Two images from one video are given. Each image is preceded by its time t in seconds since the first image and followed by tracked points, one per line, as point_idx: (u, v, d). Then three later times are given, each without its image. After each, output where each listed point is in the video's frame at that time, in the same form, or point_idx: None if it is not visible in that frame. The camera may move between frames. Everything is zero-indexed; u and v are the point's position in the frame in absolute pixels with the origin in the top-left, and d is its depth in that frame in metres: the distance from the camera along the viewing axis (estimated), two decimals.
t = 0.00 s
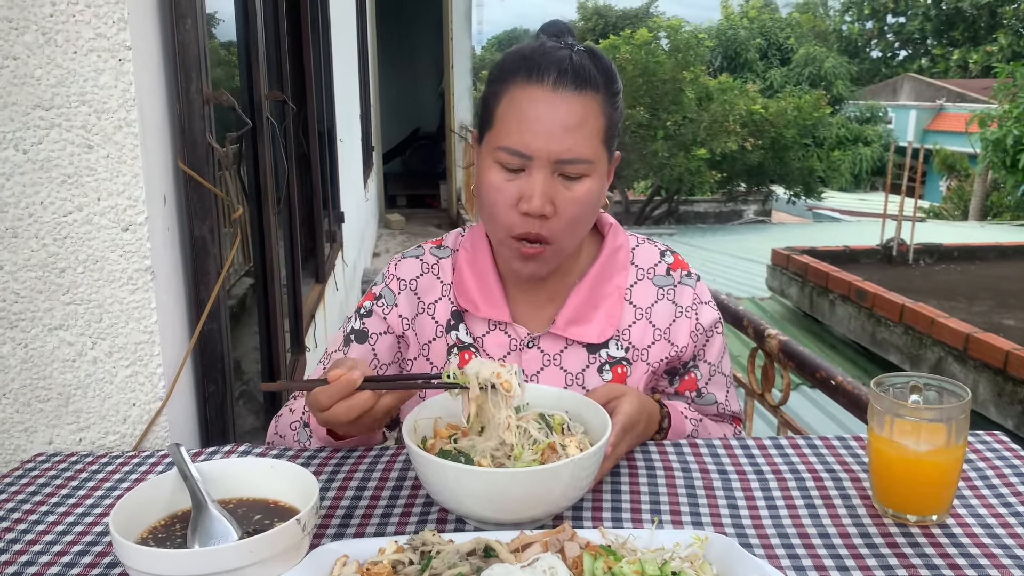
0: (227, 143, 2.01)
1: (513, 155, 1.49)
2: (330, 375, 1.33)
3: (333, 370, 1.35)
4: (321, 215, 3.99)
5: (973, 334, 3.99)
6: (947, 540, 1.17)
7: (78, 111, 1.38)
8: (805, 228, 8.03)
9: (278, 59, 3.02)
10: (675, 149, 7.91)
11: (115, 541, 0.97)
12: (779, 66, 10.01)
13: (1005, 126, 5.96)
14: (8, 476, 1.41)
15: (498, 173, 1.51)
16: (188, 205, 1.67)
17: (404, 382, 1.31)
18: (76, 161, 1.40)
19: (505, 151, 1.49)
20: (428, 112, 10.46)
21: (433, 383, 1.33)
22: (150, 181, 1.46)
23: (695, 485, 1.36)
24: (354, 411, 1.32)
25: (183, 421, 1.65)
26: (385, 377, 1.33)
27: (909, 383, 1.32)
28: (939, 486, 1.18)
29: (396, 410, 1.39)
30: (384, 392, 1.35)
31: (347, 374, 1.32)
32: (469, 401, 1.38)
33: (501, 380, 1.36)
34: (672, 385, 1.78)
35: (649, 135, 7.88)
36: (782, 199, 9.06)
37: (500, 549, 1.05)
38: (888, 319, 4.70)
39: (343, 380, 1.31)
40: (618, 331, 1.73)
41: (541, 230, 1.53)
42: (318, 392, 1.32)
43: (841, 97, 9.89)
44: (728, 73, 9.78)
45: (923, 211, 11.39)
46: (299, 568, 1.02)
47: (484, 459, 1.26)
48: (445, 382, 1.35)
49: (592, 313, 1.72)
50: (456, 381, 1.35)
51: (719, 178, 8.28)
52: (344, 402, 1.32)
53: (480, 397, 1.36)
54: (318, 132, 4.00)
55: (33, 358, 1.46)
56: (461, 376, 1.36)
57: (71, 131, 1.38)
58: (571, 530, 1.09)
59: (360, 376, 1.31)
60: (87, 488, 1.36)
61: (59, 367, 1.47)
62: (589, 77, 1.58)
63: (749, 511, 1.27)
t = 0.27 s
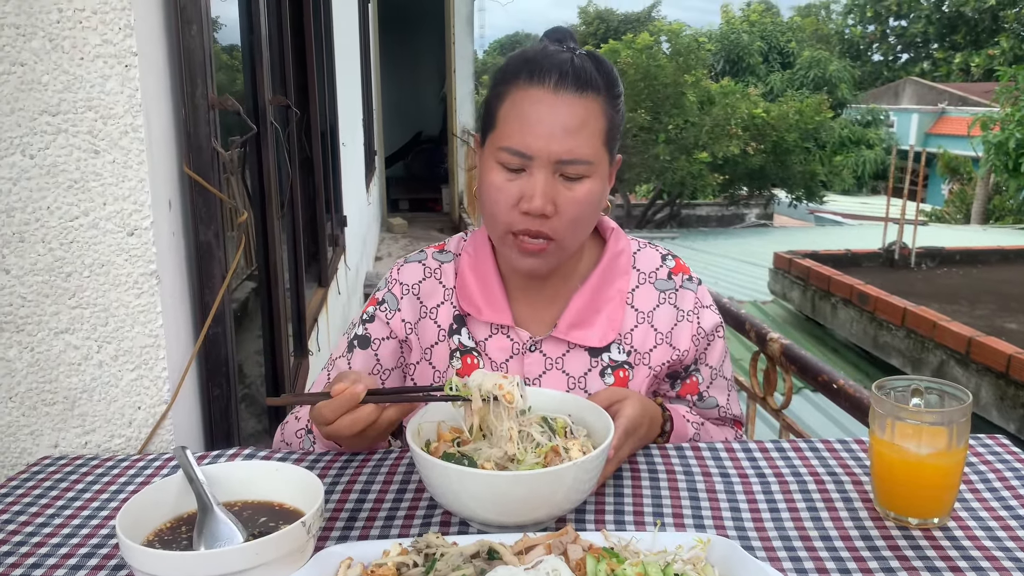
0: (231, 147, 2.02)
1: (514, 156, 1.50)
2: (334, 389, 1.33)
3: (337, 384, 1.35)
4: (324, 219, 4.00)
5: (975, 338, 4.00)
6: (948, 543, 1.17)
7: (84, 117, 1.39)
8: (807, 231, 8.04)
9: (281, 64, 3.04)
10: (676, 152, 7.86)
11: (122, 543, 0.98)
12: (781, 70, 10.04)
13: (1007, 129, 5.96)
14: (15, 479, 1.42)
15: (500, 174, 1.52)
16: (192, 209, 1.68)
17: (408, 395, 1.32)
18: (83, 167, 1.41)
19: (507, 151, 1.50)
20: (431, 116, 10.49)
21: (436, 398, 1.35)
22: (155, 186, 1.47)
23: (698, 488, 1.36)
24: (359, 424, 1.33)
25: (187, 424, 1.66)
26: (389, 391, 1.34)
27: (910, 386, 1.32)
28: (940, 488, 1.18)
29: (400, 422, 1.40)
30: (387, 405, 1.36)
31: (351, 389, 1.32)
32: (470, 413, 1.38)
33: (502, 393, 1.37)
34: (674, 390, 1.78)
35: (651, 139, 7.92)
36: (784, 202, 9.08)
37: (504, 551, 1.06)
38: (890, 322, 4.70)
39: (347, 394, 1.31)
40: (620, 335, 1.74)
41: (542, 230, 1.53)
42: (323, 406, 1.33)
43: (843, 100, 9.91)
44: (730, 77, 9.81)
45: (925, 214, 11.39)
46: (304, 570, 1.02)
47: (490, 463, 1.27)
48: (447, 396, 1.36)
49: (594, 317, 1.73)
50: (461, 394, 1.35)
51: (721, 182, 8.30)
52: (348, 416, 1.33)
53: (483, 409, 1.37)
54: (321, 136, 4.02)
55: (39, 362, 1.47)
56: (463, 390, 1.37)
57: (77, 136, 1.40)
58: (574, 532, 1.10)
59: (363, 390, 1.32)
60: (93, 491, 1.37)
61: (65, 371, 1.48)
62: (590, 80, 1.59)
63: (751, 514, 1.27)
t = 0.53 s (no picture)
0: (234, 149, 2.03)
1: (519, 154, 1.51)
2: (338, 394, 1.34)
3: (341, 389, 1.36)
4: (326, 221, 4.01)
5: (977, 340, 4.00)
6: (949, 544, 1.18)
7: (88, 120, 1.40)
8: (808, 234, 8.04)
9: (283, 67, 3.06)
10: (677, 155, 7.99)
11: (126, 544, 0.99)
12: (781, 73, 10.05)
13: (1008, 132, 5.95)
14: (19, 481, 1.43)
15: (504, 171, 1.53)
16: (196, 212, 1.69)
17: (412, 401, 1.33)
18: (87, 170, 1.42)
19: (512, 150, 1.51)
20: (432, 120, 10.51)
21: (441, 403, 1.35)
22: (159, 189, 1.48)
23: (699, 489, 1.36)
24: (362, 430, 1.34)
25: (190, 427, 1.67)
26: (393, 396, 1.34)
27: (911, 389, 1.33)
28: (941, 490, 1.18)
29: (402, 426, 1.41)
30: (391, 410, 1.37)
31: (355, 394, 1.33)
32: (475, 416, 1.38)
33: (506, 398, 1.35)
34: (675, 392, 1.79)
35: (652, 142, 7.95)
36: (785, 205, 9.11)
37: (506, 552, 1.06)
38: (891, 325, 4.70)
39: (351, 400, 1.31)
40: (622, 338, 1.74)
41: (545, 229, 1.54)
42: (327, 410, 1.34)
43: (844, 104, 9.90)
44: (731, 80, 9.81)
45: (926, 217, 11.39)
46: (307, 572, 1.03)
47: (490, 463, 1.28)
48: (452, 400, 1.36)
49: (595, 319, 1.73)
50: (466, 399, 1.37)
51: (722, 185, 8.31)
52: (353, 422, 1.34)
53: (487, 414, 1.36)
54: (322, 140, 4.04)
55: (43, 364, 1.48)
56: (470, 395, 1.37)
57: (81, 140, 1.41)
58: (576, 533, 1.10)
59: (367, 396, 1.32)
60: (97, 493, 1.38)
61: (69, 373, 1.49)
62: (594, 81, 1.60)
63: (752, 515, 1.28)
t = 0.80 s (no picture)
0: (234, 151, 2.04)
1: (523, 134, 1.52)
2: (339, 395, 1.34)
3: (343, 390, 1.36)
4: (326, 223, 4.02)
5: (976, 342, 4.00)
6: (946, 545, 1.18)
7: (90, 122, 1.41)
8: (808, 236, 8.05)
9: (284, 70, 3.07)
10: (677, 157, 8.01)
11: (128, 544, 0.99)
12: (781, 74, 10.05)
13: (1007, 135, 5.96)
14: (20, 481, 1.43)
15: (507, 153, 1.53)
16: (197, 213, 1.70)
17: (413, 402, 1.34)
18: (89, 171, 1.42)
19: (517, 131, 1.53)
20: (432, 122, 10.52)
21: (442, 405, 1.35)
22: (160, 189, 1.49)
23: (698, 490, 1.37)
24: (363, 430, 1.34)
25: (191, 428, 1.67)
26: (394, 397, 1.35)
27: (909, 390, 1.33)
28: (939, 491, 1.19)
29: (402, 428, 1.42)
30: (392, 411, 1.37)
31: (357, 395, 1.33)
32: (475, 417, 1.38)
33: (507, 399, 1.36)
34: (673, 395, 1.79)
35: (651, 144, 7.96)
36: (785, 208, 9.17)
37: (505, 553, 1.07)
38: (891, 327, 4.71)
39: (352, 401, 1.32)
40: (620, 341, 1.75)
41: (544, 213, 1.51)
42: (328, 411, 1.34)
43: (844, 106, 9.91)
44: (731, 82, 9.83)
45: (926, 219, 11.41)
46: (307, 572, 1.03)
47: (490, 464, 1.29)
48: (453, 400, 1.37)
49: (593, 322, 1.73)
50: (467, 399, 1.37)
51: (722, 187, 8.32)
52: (353, 422, 1.34)
53: (489, 414, 1.36)
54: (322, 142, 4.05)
55: (44, 365, 1.48)
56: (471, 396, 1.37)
57: (83, 142, 1.41)
58: (575, 534, 1.11)
59: (368, 396, 1.33)
60: (98, 493, 1.38)
61: (70, 374, 1.50)
62: (601, 76, 1.63)
63: (751, 515, 1.29)
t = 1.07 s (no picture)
0: (234, 151, 2.05)
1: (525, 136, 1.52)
2: (340, 396, 1.35)
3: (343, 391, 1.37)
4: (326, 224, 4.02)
5: (975, 343, 4.00)
6: (944, 544, 1.19)
7: (90, 123, 1.41)
8: (808, 236, 8.07)
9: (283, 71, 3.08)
10: (677, 158, 8.02)
11: (128, 543, 0.99)
12: (780, 75, 10.07)
13: (1006, 136, 5.97)
14: (20, 481, 1.43)
15: (509, 155, 1.53)
16: (197, 214, 1.70)
17: (412, 402, 1.34)
18: (89, 172, 1.43)
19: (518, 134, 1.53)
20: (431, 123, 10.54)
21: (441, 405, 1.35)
22: (160, 189, 1.49)
23: (697, 490, 1.37)
24: (363, 431, 1.35)
25: (190, 428, 1.68)
26: (395, 397, 1.36)
27: (906, 390, 1.34)
28: (937, 491, 1.19)
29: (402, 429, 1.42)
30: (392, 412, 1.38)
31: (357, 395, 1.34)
32: (475, 418, 1.38)
33: (507, 400, 1.36)
34: (672, 395, 1.80)
35: (651, 145, 7.97)
36: (785, 209, 9.22)
37: (504, 552, 1.07)
38: (890, 328, 4.71)
39: (353, 402, 1.32)
40: (620, 341, 1.75)
41: (545, 215, 1.52)
42: (329, 411, 1.35)
43: (843, 108, 9.92)
44: (730, 83, 9.84)
45: (926, 219, 11.42)
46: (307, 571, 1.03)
47: (490, 464, 1.29)
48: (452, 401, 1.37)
49: (593, 323, 1.74)
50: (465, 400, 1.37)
51: (722, 188, 8.33)
52: (353, 423, 1.35)
53: (488, 416, 1.36)
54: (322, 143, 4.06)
55: (44, 365, 1.49)
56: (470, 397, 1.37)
57: (83, 142, 1.41)
58: (574, 533, 1.11)
59: (368, 397, 1.33)
60: (97, 493, 1.39)
61: (70, 374, 1.50)
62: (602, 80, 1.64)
63: (749, 515, 1.29)
